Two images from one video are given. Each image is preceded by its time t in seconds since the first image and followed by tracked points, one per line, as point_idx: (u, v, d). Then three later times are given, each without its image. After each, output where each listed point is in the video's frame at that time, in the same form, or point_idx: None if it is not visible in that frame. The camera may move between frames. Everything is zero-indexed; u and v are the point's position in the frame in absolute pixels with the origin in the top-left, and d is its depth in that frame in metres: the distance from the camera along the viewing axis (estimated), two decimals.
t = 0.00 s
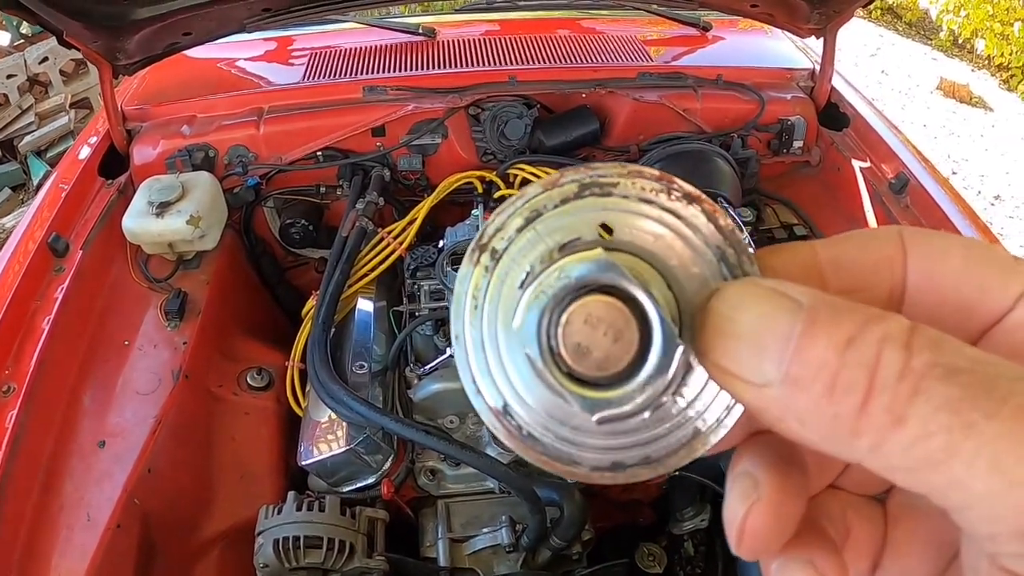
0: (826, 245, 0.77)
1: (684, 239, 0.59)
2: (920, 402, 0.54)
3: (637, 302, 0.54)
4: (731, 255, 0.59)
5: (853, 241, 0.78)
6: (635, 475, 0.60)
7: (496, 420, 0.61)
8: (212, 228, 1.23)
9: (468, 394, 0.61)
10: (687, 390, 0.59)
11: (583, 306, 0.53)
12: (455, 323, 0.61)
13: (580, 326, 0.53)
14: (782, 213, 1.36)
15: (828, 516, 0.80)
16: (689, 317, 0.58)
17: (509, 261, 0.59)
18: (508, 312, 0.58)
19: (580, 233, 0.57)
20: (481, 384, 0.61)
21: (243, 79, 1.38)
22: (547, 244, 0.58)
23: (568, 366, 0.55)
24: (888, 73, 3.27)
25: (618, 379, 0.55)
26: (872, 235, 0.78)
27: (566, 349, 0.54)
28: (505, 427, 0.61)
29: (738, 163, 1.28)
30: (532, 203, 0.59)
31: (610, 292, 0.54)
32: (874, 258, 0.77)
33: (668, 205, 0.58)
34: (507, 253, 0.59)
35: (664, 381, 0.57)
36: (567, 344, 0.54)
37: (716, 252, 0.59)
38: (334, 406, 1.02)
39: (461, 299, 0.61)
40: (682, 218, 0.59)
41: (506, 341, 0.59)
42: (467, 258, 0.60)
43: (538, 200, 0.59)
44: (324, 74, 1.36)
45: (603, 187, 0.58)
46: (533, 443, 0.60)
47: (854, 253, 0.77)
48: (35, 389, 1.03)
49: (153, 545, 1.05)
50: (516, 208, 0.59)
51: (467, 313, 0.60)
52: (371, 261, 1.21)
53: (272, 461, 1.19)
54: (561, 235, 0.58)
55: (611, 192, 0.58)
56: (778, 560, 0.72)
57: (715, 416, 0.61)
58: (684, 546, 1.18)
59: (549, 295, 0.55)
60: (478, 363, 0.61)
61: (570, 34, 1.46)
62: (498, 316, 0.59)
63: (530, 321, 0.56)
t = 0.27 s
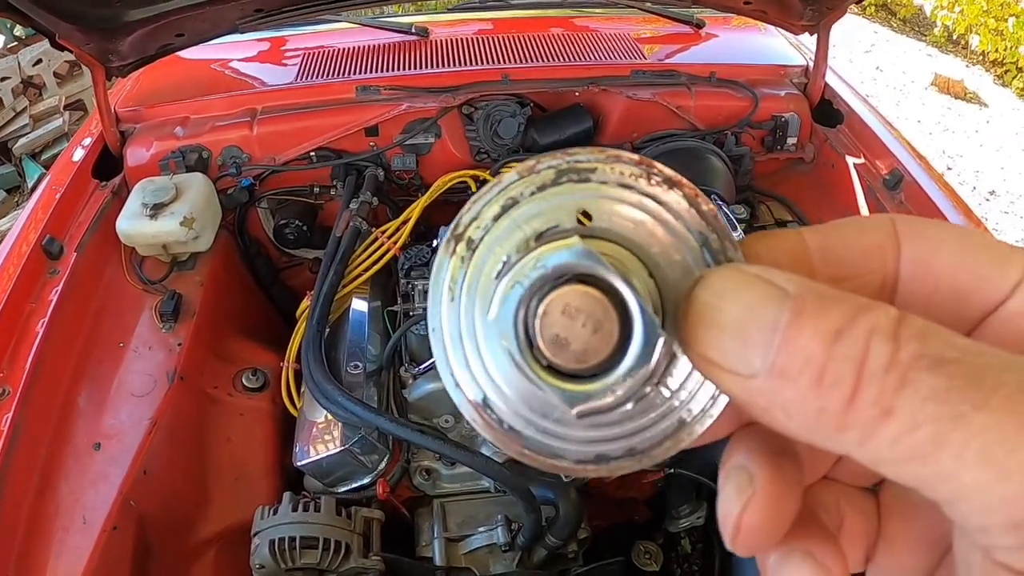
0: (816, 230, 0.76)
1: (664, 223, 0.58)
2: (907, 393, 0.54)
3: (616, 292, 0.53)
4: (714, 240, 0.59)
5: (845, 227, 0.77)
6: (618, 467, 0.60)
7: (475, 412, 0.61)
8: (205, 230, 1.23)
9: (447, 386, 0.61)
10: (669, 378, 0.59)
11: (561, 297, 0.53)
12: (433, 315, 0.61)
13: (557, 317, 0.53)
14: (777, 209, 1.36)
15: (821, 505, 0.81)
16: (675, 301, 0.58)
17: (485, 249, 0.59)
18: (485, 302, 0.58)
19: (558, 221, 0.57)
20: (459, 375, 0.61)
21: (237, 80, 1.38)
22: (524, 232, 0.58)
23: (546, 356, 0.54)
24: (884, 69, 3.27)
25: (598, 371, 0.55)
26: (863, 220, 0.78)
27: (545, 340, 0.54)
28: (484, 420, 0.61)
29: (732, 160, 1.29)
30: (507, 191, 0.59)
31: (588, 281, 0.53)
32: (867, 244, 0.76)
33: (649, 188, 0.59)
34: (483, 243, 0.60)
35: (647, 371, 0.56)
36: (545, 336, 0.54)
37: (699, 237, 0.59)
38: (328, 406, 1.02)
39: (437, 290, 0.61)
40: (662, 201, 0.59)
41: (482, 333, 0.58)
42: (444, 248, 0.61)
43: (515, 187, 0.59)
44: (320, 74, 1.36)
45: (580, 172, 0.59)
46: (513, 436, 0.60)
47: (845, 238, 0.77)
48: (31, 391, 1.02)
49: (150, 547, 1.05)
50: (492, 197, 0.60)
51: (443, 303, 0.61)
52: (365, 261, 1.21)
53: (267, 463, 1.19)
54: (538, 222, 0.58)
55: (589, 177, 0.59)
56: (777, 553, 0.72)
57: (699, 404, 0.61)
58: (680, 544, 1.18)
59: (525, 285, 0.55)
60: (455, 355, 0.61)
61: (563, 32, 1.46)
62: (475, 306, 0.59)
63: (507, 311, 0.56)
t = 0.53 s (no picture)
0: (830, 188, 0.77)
1: (683, 174, 0.59)
2: (938, 353, 0.54)
3: (638, 246, 0.54)
4: (735, 193, 0.60)
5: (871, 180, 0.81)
6: (631, 429, 0.60)
7: (478, 371, 0.61)
8: (202, 228, 1.22)
9: (450, 345, 0.61)
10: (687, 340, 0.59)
11: (579, 250, 0.53)
12: (433, 270, 0.61)
13: (575, 270, 0.53)
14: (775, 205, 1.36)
15: (840, 473, 0.79)
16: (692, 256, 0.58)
17: (492, 198, 0.59)
18: (492, 255, 0.58)
19: (572, 169, 0.57)
20: (464, 333, 0.61)
21: (233, 78, 1.38)
22: (538, 179, 0.57)
23: (561, 311, 0.54)
24: (880, 66, 3.26)
25: (615, 329, 0.55)
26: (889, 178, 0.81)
27: (561, 294, 0.54)
28: (489, 378, 0.60)
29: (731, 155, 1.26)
30: (515, 137, 0.58)
31: (607, 234, 0.53)
32: (874, 209, 0.79)
33: (667, 138, 0.59)
34: (492, 191, 0.59)
35: (667, 332, 0.56)
36: (561, 289, 0.54)
37: (719, 190, 0.59)
38: (326, 404, 1.01)
39: (438, 242, 0.60)
40: (680, 151, 0.59)
41: (489, 286, 0.58)
42: (445, 198, 0.60)
43: (528, 133, 0.58)
44: (315, 70, 1.37)
45: (595, 119, 0.58)
46: (519, 396, 0.60)
47: (866, 197, 0.79)
48: (28, 390, 1.02)
49: (147, 546, 1.05)
50: (498, 144, 0.59)
51: (446, 257, 0.60)
52: (362, 259, 1.21)
53: (265, 461, 1.18)
54: (551, 170, 0.57)
55: (605, 124, 0.58)
56: (799, 519, 0.69)
57: (712, 366, 0.61)
58: (679, 540, 1.18)
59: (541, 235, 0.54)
60: (459, 312, 0.60)
61: (559, 29, 1.46)
62: (481, 261, 0.58)
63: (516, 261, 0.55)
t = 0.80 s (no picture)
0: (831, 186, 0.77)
1: (688, 172, 0.58)
2: (942, 362, 0.54)
3: (643, 251, 0.53)
4: (740, 194, 0.59)
5: (877, 175, 0.81)
6: (628, 427, 0.61)
7: (475, 369, 0.61)
8: (201, 227, 1.23)
9: (446, 341, 0.61)
10: (688, 341, 0.59)
11: (583, 256, 0.51)
12: (430, 265, 0.61)
13: (579, 275, 0.52)
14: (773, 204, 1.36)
15: (839, 473, 0.78)
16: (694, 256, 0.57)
17: (491, 193, 0.58)
18: (491, 254, 0.57)
19: (573, 166, 0.56)
20: (461, 330, 0.61)
21: (232, 77, 1.38)
22: (540, 178, 0.56)
23: (563, 317, 0.53)
24: (879, 65, 3.26)
25: (617, 336, 0.55)
26: (896, 172, 0.82)
27: (563, 300, 0.53)
28: (485, 376, 0.61)
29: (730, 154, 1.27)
30: (516, 131, 0.57)
31: (612, 238, 0.52)
32: (874, 207, 0.79)
33: (671, 135, 0.58)
34: (490, 186, 0.58)
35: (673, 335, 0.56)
36: (564, 296, 0.52)
37: (724, 188, 0.59)
38: (324, 402, 1.02)
39: (435, 237, 0.60)
40: (685, 149, 0.58)
41: (489, 285, 0.58)
42: (442, 191, 0.60)
43: (527, 128, 0.57)
44: (313, 69, 1.37)
45: (598, 113, 0.57)
46: (515, 393, 0.61)
47: (868, 195, 0.79)
48: (27, 389, 1.02)
49: (146, 544, 1.05)
50: (497, 137, 0.58)
51: (443, 252, 0.60)
52: (360, 257, 1.22)
53: (264, 459, 1.18)
54: (551, 167, 0.56)
55: (608, 119, 0.57)
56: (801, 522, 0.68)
57: (712, 365, 0.61)
58: (677, 538, 1.18)
59: (545, 237, 0.53)
60: (456, 309, 0.61)
61: (557, 30, 1.46)
62: (479, 260, 0.58)
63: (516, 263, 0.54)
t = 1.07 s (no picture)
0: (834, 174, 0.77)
1: (697, 145, 0.58)
2: (953, 334, 0.55)
3: (654, 222, 0.53)
4: (750, 167, 0.59)
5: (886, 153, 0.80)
6: (634, 403, 0.60)
7: (481, 343, 0.61)
8: (199, 226, 1.23)
9: (452, 316, 0.61)
10: (698, 316, 0.59)
11: (592, 225, 0.51)
12: (434, 238, 0.60)
13: (589, 244, 0.52)
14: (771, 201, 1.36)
15: (847, 454, 0.79)
16: (704, 230, 0.57)
17: (498, 165, 0.58)
18: (499, 226, 0.57)
19: (581, 137, 0.56)
20: (466, 304, 0.61)
21: (229, 76, 1.38)
22: (549, 148, 0.56)
23: (572, 287, 0.53)
24: (878, 61, 3.25)
25: (628, 305, 0.54)
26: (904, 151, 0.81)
27: (572, 269, 0.52)
28: (491, 350, 0.61)
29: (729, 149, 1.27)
30: (525, 101, 0.57)
31: (623, 208, 0.52)
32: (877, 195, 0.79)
33: (681, 107, 0.58)
34: (496, 156, 0.58)
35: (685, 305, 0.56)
36: (573, 265, 0.52)
37: (734, 162, 0.59)
38: (323, 400, 1.02)
39: (441, 209, 0.60)
40: (695, 121, 0.58)
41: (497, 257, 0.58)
42: (448, 162, 0.59)
43: (535, 98, 0.57)
44: (311, 67, 1.38)
45: (608, 83, 0.57)
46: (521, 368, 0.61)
47: (877, 178, 0.78)
48: (26, 389, 1.02)
49: (146, 543, 1.05)
50: (505, 108, 0.57)
51: (449, 225, 0.60)
52: (358, 255, 1.21)
53: (264, 457, 1.18)
54: (559, 139, 0.56)
55: (617, 90, 0.57)
56: (805, 497, 0.68)
57: (719, 342, 0.61)
58: (677, 535, 1.18)
59: (554, 207, 0.53)
60: (462, 283, 0.60)
61: (556, 25, 1.47)
62: (486, 233, 0.58)
63: (525, 233, 0.54)
